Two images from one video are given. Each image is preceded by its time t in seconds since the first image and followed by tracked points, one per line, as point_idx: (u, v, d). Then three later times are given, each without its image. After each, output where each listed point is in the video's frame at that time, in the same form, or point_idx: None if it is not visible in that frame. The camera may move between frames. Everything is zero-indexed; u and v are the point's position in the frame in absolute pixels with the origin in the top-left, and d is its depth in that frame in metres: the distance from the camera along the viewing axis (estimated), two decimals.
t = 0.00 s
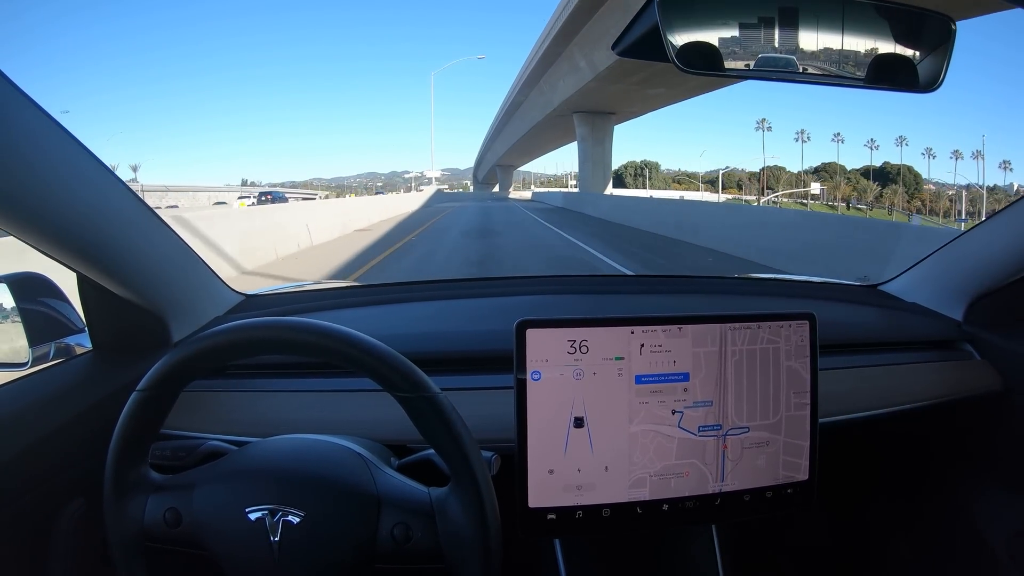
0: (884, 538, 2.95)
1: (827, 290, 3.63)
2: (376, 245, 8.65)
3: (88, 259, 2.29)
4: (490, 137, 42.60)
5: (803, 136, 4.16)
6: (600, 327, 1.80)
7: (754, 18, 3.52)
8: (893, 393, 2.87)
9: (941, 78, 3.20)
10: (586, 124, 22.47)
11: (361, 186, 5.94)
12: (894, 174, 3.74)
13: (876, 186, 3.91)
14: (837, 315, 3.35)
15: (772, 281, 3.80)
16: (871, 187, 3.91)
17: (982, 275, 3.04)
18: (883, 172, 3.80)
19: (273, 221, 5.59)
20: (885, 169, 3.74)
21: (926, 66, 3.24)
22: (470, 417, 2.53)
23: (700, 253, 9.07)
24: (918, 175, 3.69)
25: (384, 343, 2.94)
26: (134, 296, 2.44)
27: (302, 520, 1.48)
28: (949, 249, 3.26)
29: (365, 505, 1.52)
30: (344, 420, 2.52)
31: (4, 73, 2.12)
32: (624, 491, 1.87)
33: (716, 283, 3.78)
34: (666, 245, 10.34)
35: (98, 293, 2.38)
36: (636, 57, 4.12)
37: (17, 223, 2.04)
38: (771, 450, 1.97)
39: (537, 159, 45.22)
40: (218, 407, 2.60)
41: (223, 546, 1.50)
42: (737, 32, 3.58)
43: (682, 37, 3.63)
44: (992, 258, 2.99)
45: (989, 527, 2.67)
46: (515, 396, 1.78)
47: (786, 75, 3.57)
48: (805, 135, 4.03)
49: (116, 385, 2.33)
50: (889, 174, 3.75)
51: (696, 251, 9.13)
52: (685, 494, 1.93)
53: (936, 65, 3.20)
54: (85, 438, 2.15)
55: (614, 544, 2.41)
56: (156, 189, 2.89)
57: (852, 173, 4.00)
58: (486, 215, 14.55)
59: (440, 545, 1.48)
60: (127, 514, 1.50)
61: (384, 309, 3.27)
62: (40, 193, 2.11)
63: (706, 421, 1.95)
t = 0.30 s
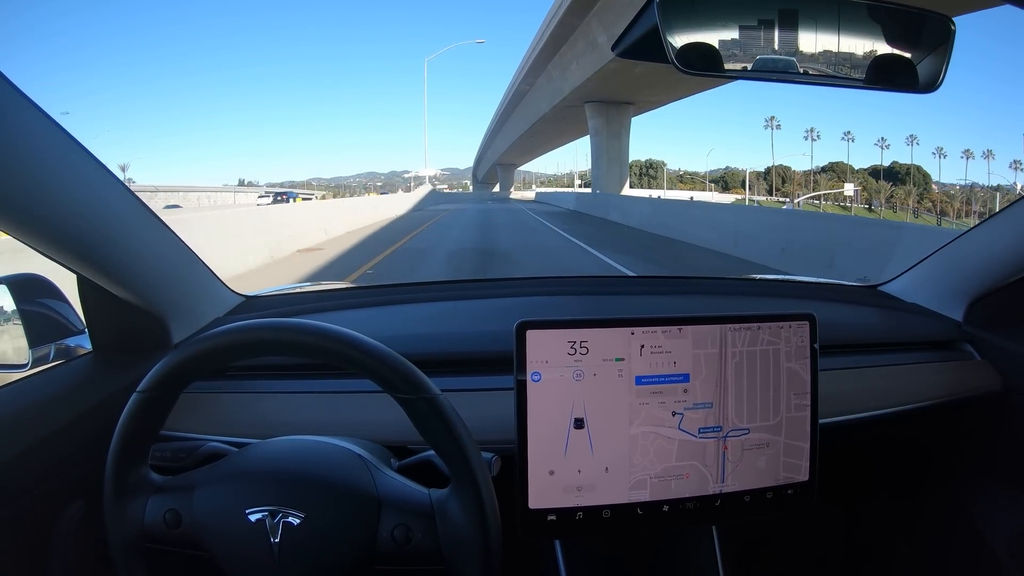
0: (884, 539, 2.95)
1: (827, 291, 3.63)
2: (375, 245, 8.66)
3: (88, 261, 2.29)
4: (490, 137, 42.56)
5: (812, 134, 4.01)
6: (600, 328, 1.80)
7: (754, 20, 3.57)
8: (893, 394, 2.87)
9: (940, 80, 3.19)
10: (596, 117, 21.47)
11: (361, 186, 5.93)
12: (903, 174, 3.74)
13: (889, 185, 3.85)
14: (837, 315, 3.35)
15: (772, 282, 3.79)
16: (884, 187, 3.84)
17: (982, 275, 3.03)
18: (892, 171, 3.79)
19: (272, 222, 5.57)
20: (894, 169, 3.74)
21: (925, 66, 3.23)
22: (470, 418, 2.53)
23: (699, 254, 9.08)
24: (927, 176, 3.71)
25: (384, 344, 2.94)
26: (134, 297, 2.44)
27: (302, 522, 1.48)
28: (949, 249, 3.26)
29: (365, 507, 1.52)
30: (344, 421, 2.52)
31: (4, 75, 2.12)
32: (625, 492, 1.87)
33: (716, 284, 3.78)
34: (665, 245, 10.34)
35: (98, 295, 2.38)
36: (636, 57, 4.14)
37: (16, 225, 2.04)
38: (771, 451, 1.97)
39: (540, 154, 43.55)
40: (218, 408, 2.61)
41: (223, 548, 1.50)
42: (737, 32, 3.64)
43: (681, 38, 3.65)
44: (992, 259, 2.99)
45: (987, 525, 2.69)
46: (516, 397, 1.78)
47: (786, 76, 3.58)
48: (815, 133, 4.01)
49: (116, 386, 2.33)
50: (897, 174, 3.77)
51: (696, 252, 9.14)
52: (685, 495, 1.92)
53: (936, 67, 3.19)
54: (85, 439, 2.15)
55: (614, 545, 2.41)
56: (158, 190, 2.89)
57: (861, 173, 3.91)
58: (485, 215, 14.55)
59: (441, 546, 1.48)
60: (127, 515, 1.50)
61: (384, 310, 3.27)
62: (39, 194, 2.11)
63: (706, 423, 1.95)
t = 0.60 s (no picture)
0: (884, 538, 2.95)
1: (827, 290, 3.63)
2: (374, 245, 8.66)
3: (88, 260, 2.29)
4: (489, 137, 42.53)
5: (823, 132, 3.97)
6: (600, 328, 1.80)
7: (754, 20, 3.51)
8: (892, 393, 2.88)
9: (942, 79, 3.21)
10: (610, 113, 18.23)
11: (360, 186, 5.93)
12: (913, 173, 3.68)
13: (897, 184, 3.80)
14: (838, 315, 3.34)
15: (772, 281, 3.79)
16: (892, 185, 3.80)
17: (982, 275, 3.03)
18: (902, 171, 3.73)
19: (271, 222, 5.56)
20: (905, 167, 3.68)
21: (925, 66, 3.26)
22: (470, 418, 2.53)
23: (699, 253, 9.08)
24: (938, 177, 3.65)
25: (384, 344, 2.94)
26: (134, 297, 2.44)
27: (303, 521, 1.48)
28: (949, 249, 3.26)
29: (365, 506, 1.52)
30: (344, 421, 2.52)
31: (4, 74, 2.12)
32: (624, 491, 1.87)
33: (716, 283, 3.78)
34: (664, 244, 10.35)
35: (98, 294, 2.38)
36: (637, 57, 4.14)
37: (16, 225, 2.04)
38: (771, 452, 1.97)
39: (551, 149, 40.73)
40: (218, 407, 2.61)
41: (222, 547, 1.50)
42: (737, 32, 3.58)
43: (681, 38, 3.63)
44: (992, 259, 3.00)
45: (986, 524, 2.68)
46: (515, 396, 1.78)
47: (786, 75, 3.60)
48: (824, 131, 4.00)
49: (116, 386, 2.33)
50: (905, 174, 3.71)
51: (696, 252, 9.13)
52: (684, 495, 1.92)
53: (936, 65, 3.22)
54: (85, 439, 2.15)
55: (614, 544, 2.40)
56: (157, 190, 2.89)
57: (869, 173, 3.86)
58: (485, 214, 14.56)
59: (440, 547, 1.48)
60: (127, 514, 1.50)
61: (383, 310, 3.27)
62: (39, 194, 2.11)
63: (706, 423, 1.95)
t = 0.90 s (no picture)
0: (883, 539, 2.95)
1: (827, 290, 3.63)
2: (374, 244, 8.67)
3: (88, 259, 2.28)
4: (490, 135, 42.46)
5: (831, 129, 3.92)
6: (600, 327, 1.80)
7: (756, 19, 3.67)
8: (892, 393, 2.88)
9: (942, 79, 3.11)
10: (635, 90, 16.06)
11: (360, 184, 5.93)
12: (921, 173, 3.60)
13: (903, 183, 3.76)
14: (838, 315, 3.34)
15: (772, 281, 3.79)
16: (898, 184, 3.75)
17: (982, 275, 3.03)
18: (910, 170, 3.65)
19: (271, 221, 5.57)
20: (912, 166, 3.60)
21: (926, 66, 3.16)
22: (469, 417, 2.54)
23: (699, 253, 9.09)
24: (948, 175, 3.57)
25: (384, 343, 2.94)
26: (133, 295, 2.44)
27: (302, 520, 1.48)
28: (949, 249, 3.26)
29: (365, 506, 1.52)
30: (343, 420, 2.52)
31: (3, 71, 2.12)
32: (624, 490, 1.87)
33: (715, 283, 3.78)
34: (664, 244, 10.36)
35: (97, 292, 2.38)
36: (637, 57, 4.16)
37: (16, 223, 2.04)
38: (771, 452, 1.97)
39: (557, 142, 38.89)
40: (217, 405, 2.61)
41: (221, 545, 1.50)
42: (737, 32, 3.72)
43: (682, 37, 3.70)
44: (992, 259, 2.99)
45: (987, 526, 2.68)
46: (515, 396, 1.78)
47: (787, 75, 3.56)
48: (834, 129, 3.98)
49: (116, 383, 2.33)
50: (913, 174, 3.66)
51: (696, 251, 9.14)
52: (684, 495, 1.92)
53: (936, 66, 3.12)
54: (85, 437, 2.15)
55: (613, 543, 2.41)
56: (157, 189, 2.89)
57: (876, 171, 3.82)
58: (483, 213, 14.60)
59: (440, 546, 1.48)
60: (127, 511, 1.50)
61: (384, 308, 3.27)
62: (40, 193, 2.12)
63: (706, 423, 1.95)
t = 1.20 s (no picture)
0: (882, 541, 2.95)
1: (828, 292, 3.63)
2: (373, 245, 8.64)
3: (89, 258, 2.28)
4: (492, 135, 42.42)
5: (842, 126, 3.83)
6: (600, 328, 1.80)
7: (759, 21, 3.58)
8: (891, 395, 2.88)
9: (943, 80, 3.13)
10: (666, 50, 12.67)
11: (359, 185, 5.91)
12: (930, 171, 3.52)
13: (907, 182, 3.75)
14: (839, 317, 3.34)
15: (773, 283, 3.79)
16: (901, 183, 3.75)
17: (982, 278, 3.03)
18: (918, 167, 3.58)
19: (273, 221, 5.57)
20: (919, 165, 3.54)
21: (927, 68, 3.18)
22: (470, 417, 2.54)
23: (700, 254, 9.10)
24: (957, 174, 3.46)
25: (384, 343, 2.94)
26: (134, 294, 2.44)
27: (301, 520, 1.48)
28: (950, 252, 3.26)
29: (365, 506, 1.52)
30: (344, 419, 2.52)
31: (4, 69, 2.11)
32: (623, 491, 1.87)
33: (715, 285, 3.77)
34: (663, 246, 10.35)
35: (98, 292, 2.38)
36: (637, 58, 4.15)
37: (16, 222, 2.04)
38: (771, 454, 1.97)
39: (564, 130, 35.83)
40: (217, 405, 2.61)
41: (221, 544, 1.50)
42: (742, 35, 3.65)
43: (682, 39, 3.67)
44: (993, 262, 2.99)
45: (986, 531, 2.70)
46: (515, 396, 1.78)
47: (790, 77, 3.65)
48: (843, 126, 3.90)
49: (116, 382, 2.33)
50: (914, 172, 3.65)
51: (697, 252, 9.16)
52: (684, 497, 1.92)
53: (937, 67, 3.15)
54: (85, 436, 2.15)
55: (613, 544, 2.41)
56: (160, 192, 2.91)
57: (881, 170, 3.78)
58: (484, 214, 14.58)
59: (439, 547, 1.48)
60: (126, 508, 1.50)
61: (385, 308, 3.27)
62: (41, 191, 2.11)
63: (705, 425, 1.95)
